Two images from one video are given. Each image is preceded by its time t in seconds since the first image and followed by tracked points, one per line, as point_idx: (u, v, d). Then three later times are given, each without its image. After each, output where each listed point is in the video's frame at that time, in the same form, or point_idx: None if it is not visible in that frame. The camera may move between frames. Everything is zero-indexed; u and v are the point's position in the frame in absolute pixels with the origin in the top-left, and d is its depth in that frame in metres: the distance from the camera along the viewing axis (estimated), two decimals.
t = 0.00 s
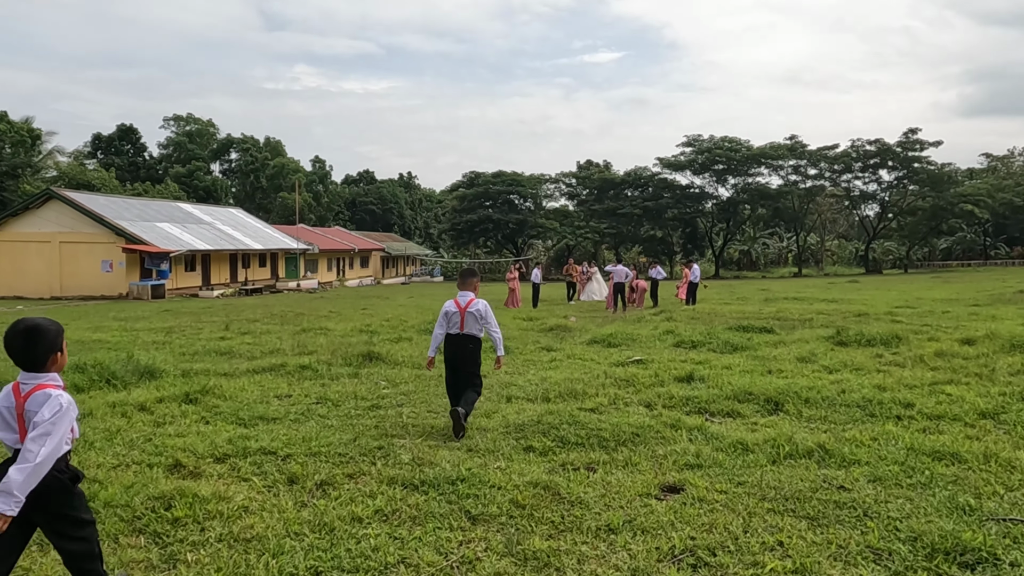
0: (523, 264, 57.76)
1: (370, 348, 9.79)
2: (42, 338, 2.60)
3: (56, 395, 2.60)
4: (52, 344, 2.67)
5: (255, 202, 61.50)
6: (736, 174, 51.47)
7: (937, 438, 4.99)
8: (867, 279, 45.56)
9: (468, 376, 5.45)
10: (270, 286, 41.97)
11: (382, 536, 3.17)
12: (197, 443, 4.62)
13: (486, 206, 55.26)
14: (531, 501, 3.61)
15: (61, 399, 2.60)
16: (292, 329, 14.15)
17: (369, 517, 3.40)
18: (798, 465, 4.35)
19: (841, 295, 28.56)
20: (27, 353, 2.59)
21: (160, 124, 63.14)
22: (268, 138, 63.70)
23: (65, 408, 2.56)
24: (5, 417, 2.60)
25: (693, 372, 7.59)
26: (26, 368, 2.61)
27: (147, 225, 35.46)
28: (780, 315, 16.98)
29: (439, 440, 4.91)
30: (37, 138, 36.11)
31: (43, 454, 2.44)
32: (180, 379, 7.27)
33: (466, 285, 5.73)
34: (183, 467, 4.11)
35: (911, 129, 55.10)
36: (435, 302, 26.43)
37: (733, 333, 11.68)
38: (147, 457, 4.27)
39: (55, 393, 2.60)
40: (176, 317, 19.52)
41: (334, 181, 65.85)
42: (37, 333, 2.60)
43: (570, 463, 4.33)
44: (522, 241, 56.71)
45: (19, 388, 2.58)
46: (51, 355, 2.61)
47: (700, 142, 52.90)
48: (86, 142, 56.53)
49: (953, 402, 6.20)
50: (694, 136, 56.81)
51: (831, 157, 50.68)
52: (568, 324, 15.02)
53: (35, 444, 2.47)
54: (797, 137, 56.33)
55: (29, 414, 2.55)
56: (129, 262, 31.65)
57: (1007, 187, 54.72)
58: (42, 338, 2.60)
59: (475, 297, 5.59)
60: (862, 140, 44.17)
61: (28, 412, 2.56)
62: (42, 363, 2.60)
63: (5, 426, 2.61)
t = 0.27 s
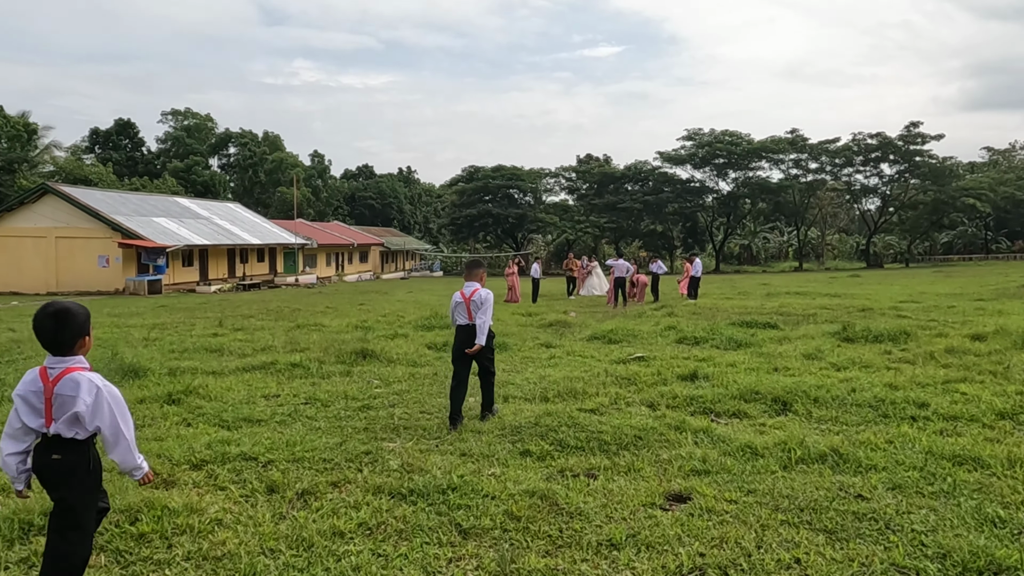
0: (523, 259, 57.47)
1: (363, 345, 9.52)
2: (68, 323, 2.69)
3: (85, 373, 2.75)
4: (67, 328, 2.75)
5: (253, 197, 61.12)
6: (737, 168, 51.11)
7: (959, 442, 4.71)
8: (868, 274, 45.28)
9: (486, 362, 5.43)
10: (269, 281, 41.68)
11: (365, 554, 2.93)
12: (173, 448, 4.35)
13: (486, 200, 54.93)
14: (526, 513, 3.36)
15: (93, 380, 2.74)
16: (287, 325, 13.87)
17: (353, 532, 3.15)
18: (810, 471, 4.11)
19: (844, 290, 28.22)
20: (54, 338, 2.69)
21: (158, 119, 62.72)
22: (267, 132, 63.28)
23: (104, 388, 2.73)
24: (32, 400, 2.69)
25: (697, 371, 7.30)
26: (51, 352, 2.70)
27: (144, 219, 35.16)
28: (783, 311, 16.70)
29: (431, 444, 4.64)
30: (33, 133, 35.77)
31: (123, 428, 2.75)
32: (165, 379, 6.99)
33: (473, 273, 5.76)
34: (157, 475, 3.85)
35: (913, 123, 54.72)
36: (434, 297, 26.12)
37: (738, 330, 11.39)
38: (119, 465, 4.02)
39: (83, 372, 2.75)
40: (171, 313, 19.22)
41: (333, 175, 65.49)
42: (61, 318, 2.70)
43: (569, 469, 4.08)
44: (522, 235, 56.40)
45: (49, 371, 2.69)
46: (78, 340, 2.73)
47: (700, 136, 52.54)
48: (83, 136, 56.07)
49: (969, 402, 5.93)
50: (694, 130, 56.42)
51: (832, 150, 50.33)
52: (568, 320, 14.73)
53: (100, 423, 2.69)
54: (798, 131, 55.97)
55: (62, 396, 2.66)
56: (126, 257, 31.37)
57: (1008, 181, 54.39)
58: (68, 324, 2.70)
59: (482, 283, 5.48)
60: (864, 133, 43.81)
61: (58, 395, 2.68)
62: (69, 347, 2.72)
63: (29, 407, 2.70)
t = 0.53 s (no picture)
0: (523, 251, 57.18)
1: (358, 343, 9.25)
2: (98, 325, 2.66)
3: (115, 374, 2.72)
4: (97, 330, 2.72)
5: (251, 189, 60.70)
6: (737, 160, 50.73)
7: (983, 449, 4.45)
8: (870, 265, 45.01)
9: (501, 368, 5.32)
10: (266, 274, 41.40)
11: None
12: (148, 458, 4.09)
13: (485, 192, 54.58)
14: (523, 533, 3.11)
15: (124, 381, 2.72)
16: (282, 321, 13.59)
17: (336, 557, 2.90)
18: (828, 484, 3.84)
19: (846, 282, 27.94)
20: (84, 341, 2.65)
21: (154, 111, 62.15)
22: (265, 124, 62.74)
23: (136, 388, 2.70)
24: (64, 402, 2.65)
25: (702, 370, 7.02)
26: (81, 354, 2.67)
27: (140, 213, 34.82)
28: (786, 304, 16.43)
29: (424, 452, 4.39)
30: (27, 126, 35.36)
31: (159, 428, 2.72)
32: (149, 380, 6.72)
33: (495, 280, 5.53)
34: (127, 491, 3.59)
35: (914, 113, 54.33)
36: (433, 291, 25.84)
37: (741, 325, 11.11)
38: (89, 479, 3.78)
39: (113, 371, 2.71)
40: (165, 308, 18.92)
41: (331, 168, 65.09)
42: (90, 321, 2.67)
43: (571, 481, 3.82)
44: (521, 227, 56.08)
45: (81, 373, 2.66)
46: (108, 340, 2.69)
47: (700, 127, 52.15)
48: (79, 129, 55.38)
49: (987, 403, 5.67)
50: (694, 121, 56.01)
51: (833, 141, 49.96)
52: (568, 315, 14.45)
53: (132, 423, 2.67)
54: (799, 122, 55.58)
55: (95, 396, 2.64)
56: (122, 251, 31.06)
57: (1009, 172, 54.07)
58: (97, 327, 2.67)
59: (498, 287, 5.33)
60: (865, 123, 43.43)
61: (90, 395, 2.65)
62: (100, 349, 2.68)
63: (60, 410, 2.66)
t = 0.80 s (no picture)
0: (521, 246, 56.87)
1: (353, 339, 8.96)
2: (137, 306, 2.62)
3: (150, 358, 2.63)
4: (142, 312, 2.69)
5: (247, 185, 60.32)
6: (736, 155, 50.42)
7: (1015, 453, 4.18)
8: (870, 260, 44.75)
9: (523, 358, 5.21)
10: (263, 270, 41.08)
11: None
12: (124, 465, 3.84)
13: (483, 187, 54.25)
14: (527, 548, 2.86)
15: (156, 362, 2.63)
16: (276, 317, 13.29)
17: None
18: (853, 492, 3.58)
19: (847, 276, 27.69)
20: (123, 320, 2.61)
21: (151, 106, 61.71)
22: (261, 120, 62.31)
23: (161, 370, 2.59)
24: (100, 381, 2.61)
25: (709, 369, 6.71)
26: (120, 335, 2.63)
27: (135, 209, 34.48)
28: (789, 299, 16.14)
29: (421, 457, 4.13)
30: (21, 121, 34.96)
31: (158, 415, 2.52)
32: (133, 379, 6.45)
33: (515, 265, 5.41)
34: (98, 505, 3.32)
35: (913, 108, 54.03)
36: (430, 286, 25.55)
37: (746, 321, 10.84)
38: (60, 489, 3.50)
39: (149, 356, 2.63)
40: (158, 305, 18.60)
41: (328, 163, 64.70)
42: (130, 302, 2.63)
43: (578, 489, 3.57)
44: (519, 223, 55.75)
45: (117, 353, 2.61)
46: (145, 322, 2.63)
47: (699, 121, 51.84)
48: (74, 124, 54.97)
49: (1011, 402, 5.41)
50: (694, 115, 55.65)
51: (832, 136, 49.66)
52: (568, 310, 14.16)
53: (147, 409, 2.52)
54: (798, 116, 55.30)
55: (127, 377, 2.58)
56: (117, 247, 30.76)
57: (1008, 166, 53.81)
58: (136, 308, 2.62)
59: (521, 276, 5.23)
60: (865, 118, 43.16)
61: (124, 376, 2.59)
62: (137, 330, 2.63)
63: (98, 390, 2.63)
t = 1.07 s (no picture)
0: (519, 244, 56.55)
1: (346, 341, 8.67)
2: (174, 311, 2.60)
3: (187, 364, 2.61)
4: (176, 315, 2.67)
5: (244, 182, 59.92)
6: (735, 153, 50.13)
7: None
8: (869, 258, 44.45)
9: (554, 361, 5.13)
10: (259, 268, 40.74)
11: None
12: (89, 482, 3.54)
13: (480, 185, 53.92)
14: None
15: (193, 368, 2.61)
16: (269, 316, 12.98)
17: None
18: (879, 515, 3.30)
19: (848, 275, 27.38)
20: (159, 326, 2.59)
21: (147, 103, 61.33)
22: (258, 117, 61.91)
23: (202, 378, 2.58)
24: (136, 385, 2.60)
25: (715, 374, 6.42)
26: (157, 339, 2.61)
27: (130, 205, 34.15)
28: (791, 299, 15.85)
29: (412, 473, 3.85)
30: (14, 117, 34.58)
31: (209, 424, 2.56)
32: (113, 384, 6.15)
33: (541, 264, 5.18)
34: (56, 531, 3.03)
35: (913, 106, 53.75)
36: (427, 285, 25.22)
37: (749, 322, 10.56)
38: (14, 510, 3.20)
39: (186, 364, 2.61)
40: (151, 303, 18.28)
41: (325, 160, 64.31)
42: (167, 306, 2.59)
43: (581, 511, 3.30)
44: (517, 220, 55.42)
45: (152, 360, 2.59)
46: (183, 328, 2.62)
47: (698, 119, 51.55)
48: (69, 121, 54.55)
49: None
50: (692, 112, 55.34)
51: (831, 134, 49.40)
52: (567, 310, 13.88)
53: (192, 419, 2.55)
54: (796, 114, 55.04)
55: (163, 383, 2.57)
56: (110, 244, 30.42)
57: (1007, 165, 53.54)
58: (173, 312, 2.60)
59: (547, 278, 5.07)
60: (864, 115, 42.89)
61: (160, 382, 2.58)
62: (174, 335, 2.60)
63: (133, 393, 2.61)
